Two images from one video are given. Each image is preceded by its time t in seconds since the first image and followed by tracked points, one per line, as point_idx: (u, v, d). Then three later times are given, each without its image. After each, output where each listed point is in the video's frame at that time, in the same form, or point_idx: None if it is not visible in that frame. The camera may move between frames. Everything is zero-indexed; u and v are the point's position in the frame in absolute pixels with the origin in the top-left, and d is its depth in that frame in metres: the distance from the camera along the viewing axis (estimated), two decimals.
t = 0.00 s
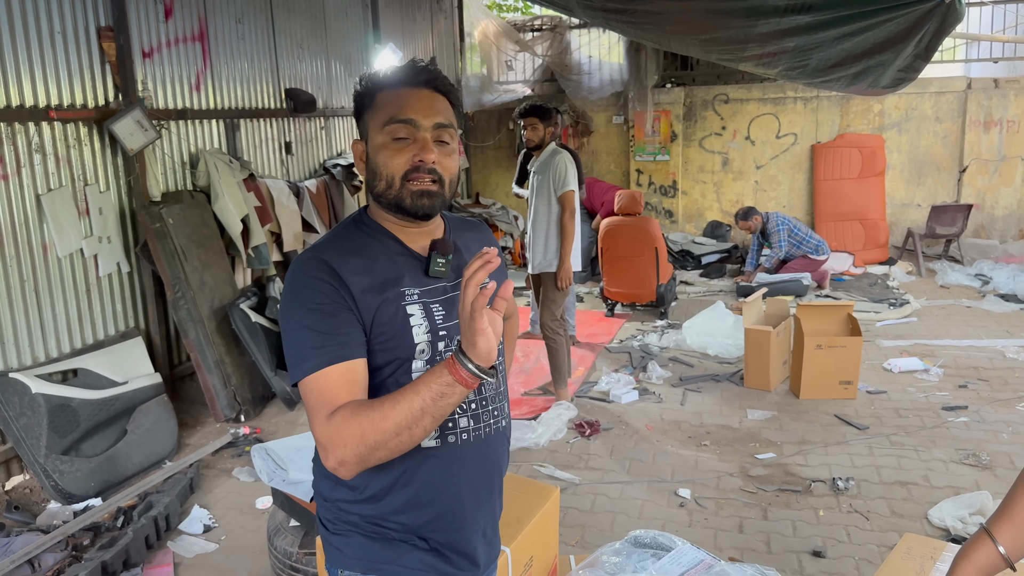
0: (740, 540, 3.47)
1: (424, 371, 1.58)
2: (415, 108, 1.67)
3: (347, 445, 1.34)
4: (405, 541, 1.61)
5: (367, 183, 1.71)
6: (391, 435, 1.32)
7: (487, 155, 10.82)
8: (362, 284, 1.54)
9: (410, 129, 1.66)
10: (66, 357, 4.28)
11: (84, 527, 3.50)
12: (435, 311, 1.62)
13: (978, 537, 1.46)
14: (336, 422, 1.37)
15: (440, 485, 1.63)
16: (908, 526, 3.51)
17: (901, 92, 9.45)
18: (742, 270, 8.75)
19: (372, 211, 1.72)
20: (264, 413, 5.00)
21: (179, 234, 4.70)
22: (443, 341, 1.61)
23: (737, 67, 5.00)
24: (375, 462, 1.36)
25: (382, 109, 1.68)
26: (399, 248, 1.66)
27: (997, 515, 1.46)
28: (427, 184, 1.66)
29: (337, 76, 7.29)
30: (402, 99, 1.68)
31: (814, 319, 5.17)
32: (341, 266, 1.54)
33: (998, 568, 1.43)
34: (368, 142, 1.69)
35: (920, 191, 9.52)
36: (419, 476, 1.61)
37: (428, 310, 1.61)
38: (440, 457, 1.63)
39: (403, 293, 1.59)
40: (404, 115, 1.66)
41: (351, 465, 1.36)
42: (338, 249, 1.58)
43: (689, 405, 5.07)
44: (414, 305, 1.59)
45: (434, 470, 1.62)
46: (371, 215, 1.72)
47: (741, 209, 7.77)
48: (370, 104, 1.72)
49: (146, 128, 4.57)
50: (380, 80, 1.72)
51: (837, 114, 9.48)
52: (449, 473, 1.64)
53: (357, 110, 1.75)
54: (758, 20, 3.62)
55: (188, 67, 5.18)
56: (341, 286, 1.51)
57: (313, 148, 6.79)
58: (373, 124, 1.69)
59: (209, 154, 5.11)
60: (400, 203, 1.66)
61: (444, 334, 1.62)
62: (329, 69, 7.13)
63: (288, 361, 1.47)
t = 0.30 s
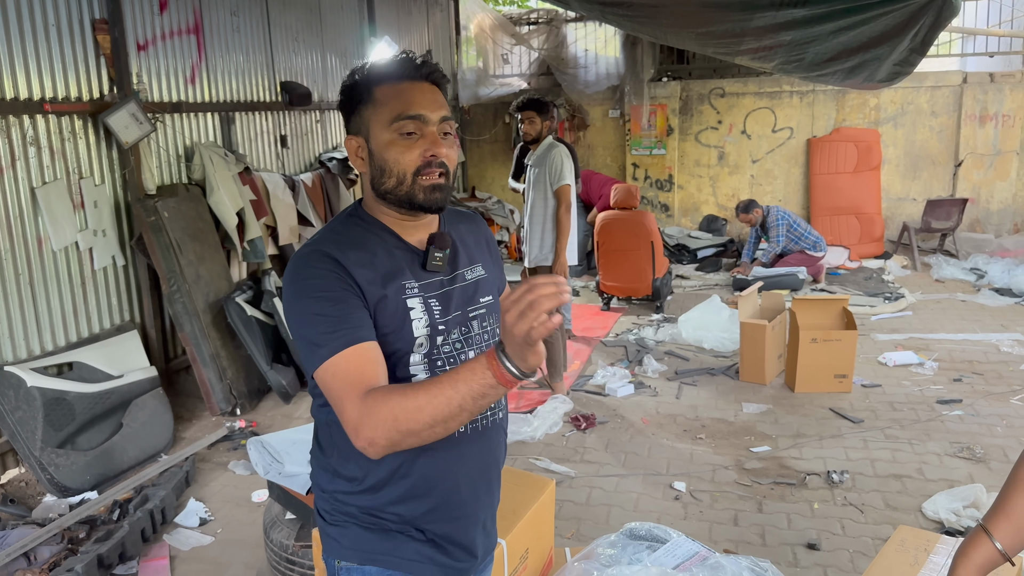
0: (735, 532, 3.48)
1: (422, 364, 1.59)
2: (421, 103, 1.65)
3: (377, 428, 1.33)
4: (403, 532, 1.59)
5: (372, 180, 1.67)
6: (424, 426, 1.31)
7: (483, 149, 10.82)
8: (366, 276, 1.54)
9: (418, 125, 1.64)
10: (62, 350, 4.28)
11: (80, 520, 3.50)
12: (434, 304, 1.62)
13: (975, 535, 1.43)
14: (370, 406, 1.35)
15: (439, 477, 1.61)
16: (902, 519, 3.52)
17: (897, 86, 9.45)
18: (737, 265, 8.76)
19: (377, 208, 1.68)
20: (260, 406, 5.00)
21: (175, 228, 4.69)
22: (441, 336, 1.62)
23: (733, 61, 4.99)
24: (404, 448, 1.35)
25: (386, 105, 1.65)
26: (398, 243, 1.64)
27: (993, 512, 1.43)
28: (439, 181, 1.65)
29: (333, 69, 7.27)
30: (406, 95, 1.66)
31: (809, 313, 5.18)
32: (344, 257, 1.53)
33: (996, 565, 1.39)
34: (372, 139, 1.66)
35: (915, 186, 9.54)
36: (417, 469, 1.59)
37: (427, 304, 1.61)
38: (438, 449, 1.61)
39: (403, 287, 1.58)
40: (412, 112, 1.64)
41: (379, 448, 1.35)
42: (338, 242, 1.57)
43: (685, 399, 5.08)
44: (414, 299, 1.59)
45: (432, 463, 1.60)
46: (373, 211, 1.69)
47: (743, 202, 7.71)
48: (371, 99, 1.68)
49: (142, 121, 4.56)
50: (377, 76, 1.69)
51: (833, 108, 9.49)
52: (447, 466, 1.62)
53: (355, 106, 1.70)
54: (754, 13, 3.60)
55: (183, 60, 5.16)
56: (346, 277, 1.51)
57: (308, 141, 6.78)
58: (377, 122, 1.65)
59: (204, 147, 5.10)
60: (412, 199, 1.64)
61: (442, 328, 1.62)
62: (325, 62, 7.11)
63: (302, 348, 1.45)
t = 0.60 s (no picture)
0: (732, 526, 3.50)
1: (426, 359, 1.60)
2: (419, 94, 1.65)
3: (381, 434, 1.33)
4: (407, 525, 1.59)
5: (374, 176, 1.65)
6: (429, 438, 1.31)
7: (482, 143, 10.80)
8: (369, 275, 1.53)
9: (419, 116, 1.64)
10: (60, 345, 4.28)
11: (79, 513, 3.51)
12: (436, 299, 1.62)
13: (966, 528, 1.43)
14: (376, 411, 1.35)
15: (443, 470, 1.61)
16: (899, 513, 3.53)
17: (896, 81, 9.44)
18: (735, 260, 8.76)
19: (379, 203, 1.67)
20: (258, 400, 5.01)
21: (173, 222, 4.69)
22: (444, 329, 1.62)
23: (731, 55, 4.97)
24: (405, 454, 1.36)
25: (385, 99, 1.64)
26: (399, 240, 1.64)
27: (985, 504, 1.43)
28: (443, 170, 1.65)
29: (331, 63, 7.26)
30: (403, 86, 1.65)
31: (806, 308, 5.19)
32: (346, 256, 1.52)
33: (987, 558, 1.40)
34: (373, 133, 1.64)
35: (914, 181, 9.54)
36: (422, 462, 1.59)
37: (430, 298, 1.61)
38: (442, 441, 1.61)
39: (405, 283, 1.58)
40: (413, 103, 1.63)
41: (381, 452, 1.36)
42: (340, 239, 1.56)
43: (682, 393, 5.09)
44: (417, 295, 1.59)
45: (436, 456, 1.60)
46: (374, 207, 1.67)
47: (746, 195, 7.79)
48: (368, 94, 1.66)
49: (139, 115, 4.55)
50: (371, 68, 1.67)
51: (832, 103, 9.49)
52: (451, 458, 1.62)
53: (351, 102, 1.69)
54: (753, 8, 3.56)
55: (181, 54, 5.15)
56: (349, 277, 1.50)
57: (306, 136, 6.77)
58: (377, 115, 1.64)
59: (202, 141, 5.10)
60: (418, 190, 1.63)
61: (445, 322, 1.63)
62: (323, 56, 7.10)
63: (304, 348, 1.44)
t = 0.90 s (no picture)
0: (731, 522, 3.50)
1: (422, 355, 1.59)
2: (424, 89, 1.65)
3: (348, 445, 1.36)
4: (406, 520, 1.60)
5: (375, 169, 1.64)
6: (393, 447, 1.34)
7: (481, 140, 10.79)
8: (359, 275, 1.52)
9: (422, 112, 1.63)
10: (59, 341, 4.28)
11: (78, 509, 3.51)
12: (431, 295, 1.61)
13: (964, 523, 1.44)
14: (343, 419, 1.38)
15: (440, 466, 1.61)
16: (898, 509, 3.54)
17: (896, 78, 9.45)
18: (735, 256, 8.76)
19: (379, 197, 1.66)
20: (258, 396, 5.02)
21: (172, 218, 4.69)
22: (440, 325, 1.61)
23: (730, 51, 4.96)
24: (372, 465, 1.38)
25: (389, 93, 1.64)
26: (395, 236, 1.63)
27: (982, 500, 1.43)
28: (444, 166, 1.64)
29: (331, 59, 7.26)
30: (408, 81, 1.65)
31: (805, 304, 5.19)
32: (336, 256, 1.52)
33: (984, 554, 1.40)
34: (376, 126, 1.63)
35: (913, 177, 9.54)
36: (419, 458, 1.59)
37: (423, 295, 1.59)
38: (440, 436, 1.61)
39: (398, 281, 1.57)
40: (417, 99, 1.63)
41: (348, 463, 1.38)
42: (333, 238, 1.56)
43: (681, 389, 5.10)
44: (410, 292, 1.58)
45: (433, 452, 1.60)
46: (374, 201, 1.67)
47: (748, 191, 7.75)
48: (372, 88, 1.66)
49: (139, 111, 4.55)
50: (377, 62, 1.67)
51: (832, 100, 9.48)
52: (448, 454, 1.63)
53: (355, 95, 1.68)
54: (753, 4, 3.54)
55: (180, 50, 5.14)
56: (337, 279, 1.49)
57: (306, 132, 6.77)
58: (380, 109, 1.63)
59: (202, 136, 5.09)
60: (418, 185, 1.62)
61: (441, 318, 1.61)
62: (323, 52, 7.09)
63: (287, 353, 1.46)
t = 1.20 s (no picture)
0: (729, 520, 3.51)
1: (416, 354, 1.58)
2: (422, 87, 1.64)
3: (322, 450, 1.37)
4: (401, 519, 1.60)
5: (374, 166, 1.64)
6: (365, 458, 1.35)
7: (481, 138, 10.77)
8: (351, 274, 1.52)
9: (421, 110, 1.63)
10: (59, 338, 4.29)
11: (78, 507, 3.51)
12: (425, 294, 1.60)
13: (961, 520, 1.44)
14: (319, 424, 1.39)
15: (434, 466, 1.61)
16: (896, 507, 3.55)
17: (896, 76, 9.45)
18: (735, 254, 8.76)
19: (377, 195, 1.66)
20: (257, 394, 5.02)
21: (171, 216, 4.69)
22: (434, 324, 1.60)
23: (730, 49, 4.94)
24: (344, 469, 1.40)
25: (387, 91, 1.63)
26: (390, 234, 1.63)
27: (978, 497, 1.44)
28: (442, 165, 1.64)
29: (330, 57, 7.25)
30: (405, 79, 1.64)
31: (804, 302, 5.20)
32: (329, 254, 1.52)
33: (981, 551, 1.40)
34: (374, 124, 1.63)
35: (913, 175, 9.54)
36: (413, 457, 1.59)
37: (417, 295, 1.59)
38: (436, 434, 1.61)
39: (391, 280, 1.57)
40: (416, 97, 1.63)
41: (319, 466, 1.40)
42: (327, 236, 1.56)
43: (680, 387, 5.10)
44: (403, 291, 1.58)
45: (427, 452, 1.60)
46: (372, 199, 1.67)
47: (748, 192, 7.83)
48: (371, 85, 1.65)
49: (138, 109, 4.54)
50: (375, 61, 1.67)
51: (832, 98, 9.48)
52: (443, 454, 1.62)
53: (353, 91, 1.68)
54: (753, 3, 3.52)
55: (179, 47, 5.14)
56: (329, 279, 1.49)
57: (305, 130, 6.76)
58: (378, 107, 1.63)
59: (201, 135, 5.10)
60: (416, 183, 1.62)
61: (435, 318, 1.61)
62: (322, 50, 7.09)
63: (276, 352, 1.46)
